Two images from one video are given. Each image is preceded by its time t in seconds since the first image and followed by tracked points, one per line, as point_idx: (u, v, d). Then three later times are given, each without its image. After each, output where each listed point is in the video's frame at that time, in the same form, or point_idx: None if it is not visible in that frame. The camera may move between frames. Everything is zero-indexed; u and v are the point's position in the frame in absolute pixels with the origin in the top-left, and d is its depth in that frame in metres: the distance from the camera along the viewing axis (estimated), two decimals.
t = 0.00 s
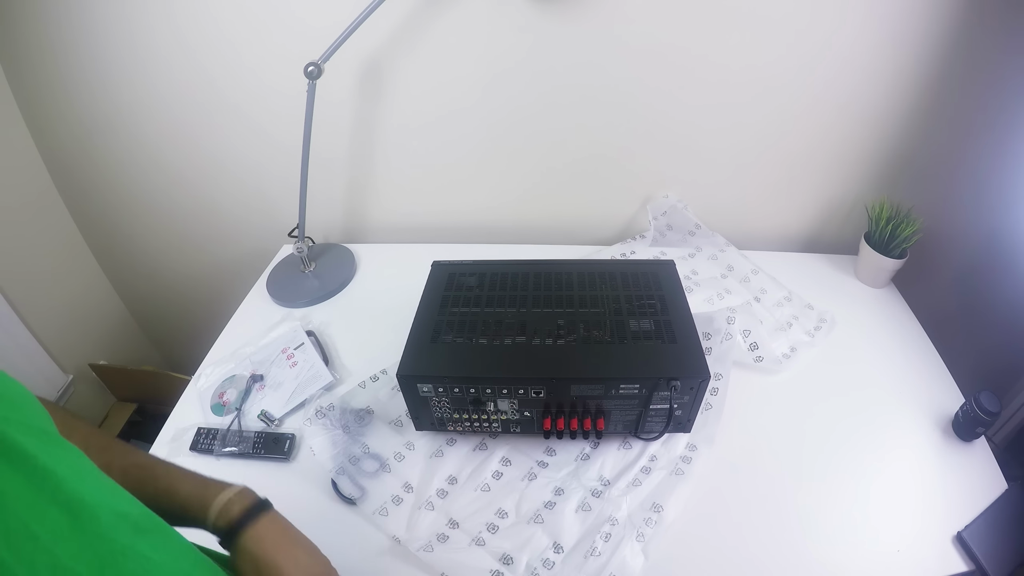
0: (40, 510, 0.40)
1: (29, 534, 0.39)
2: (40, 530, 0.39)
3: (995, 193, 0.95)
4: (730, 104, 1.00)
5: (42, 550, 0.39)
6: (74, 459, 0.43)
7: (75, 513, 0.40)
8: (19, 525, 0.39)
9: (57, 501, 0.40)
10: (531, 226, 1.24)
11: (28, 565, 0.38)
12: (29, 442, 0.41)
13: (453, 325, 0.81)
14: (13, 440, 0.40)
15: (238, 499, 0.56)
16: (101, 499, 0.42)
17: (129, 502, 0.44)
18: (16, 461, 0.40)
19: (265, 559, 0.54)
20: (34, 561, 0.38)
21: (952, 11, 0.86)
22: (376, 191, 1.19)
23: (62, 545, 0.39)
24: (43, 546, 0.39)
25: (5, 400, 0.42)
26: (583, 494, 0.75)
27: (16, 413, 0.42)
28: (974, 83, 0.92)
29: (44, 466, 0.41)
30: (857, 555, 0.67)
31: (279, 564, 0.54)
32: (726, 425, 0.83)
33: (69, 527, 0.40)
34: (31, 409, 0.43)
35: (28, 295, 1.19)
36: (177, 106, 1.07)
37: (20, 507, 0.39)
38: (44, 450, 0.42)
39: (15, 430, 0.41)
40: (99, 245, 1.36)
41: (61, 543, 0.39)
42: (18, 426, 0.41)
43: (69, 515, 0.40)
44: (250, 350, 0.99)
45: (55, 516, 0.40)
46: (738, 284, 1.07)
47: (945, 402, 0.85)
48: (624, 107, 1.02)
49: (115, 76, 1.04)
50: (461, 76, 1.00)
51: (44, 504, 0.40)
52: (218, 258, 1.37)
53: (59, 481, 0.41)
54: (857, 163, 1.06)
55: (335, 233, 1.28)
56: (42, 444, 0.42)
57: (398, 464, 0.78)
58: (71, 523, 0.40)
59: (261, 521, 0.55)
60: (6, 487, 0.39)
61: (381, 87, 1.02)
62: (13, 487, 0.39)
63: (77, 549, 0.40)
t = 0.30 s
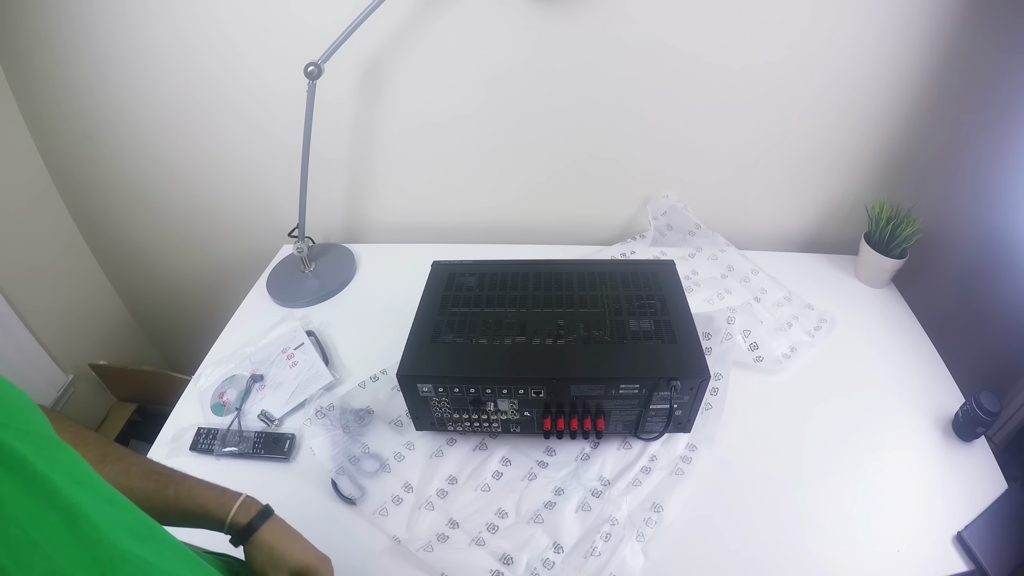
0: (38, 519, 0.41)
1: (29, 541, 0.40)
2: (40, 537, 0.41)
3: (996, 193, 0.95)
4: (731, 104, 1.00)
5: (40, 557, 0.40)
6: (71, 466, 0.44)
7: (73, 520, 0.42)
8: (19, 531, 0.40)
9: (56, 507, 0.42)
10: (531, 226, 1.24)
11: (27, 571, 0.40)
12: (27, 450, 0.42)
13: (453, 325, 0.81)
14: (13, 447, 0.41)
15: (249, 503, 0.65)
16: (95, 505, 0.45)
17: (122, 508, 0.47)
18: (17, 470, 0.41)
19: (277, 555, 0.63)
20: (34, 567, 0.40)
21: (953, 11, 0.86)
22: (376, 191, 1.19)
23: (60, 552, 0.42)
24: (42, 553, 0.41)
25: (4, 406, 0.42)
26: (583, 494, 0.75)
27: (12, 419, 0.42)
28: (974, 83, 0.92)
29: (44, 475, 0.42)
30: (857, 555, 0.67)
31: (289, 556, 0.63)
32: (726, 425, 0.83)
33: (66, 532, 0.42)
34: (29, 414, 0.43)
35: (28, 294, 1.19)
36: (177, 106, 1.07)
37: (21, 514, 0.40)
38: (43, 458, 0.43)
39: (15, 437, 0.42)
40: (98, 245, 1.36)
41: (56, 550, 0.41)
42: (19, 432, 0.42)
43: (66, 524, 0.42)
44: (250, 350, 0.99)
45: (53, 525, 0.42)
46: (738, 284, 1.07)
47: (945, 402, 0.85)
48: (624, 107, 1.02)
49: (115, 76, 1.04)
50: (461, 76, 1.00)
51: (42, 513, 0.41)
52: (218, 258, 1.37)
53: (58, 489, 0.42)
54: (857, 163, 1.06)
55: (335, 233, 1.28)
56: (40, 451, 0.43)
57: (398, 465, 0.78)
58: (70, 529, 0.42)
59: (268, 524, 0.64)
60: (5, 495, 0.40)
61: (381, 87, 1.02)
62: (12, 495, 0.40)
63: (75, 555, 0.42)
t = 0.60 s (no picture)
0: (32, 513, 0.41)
1: (23, 534, 0.40)
2: (34, 530, 0.41)
3: (995, 193, 0.95)
4: (730, 104, 1.00)
5: (36, 550, 0.41)
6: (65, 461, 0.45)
7: (68, 513, 0.43)
8: (13, 525, 0.40)
9: (51, 502, 0.42)
10: (531, 226, 1.24)
11: (23, 562, 0.40)
12: (22, 446, 0.42)
13: (453, 325, 0.81)
14: (9, 443, 0.41)
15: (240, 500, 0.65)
16: (90, 500, 0.45)
17: (116, 503, 0.47)
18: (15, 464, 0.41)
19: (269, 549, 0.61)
20: (30, 560, 0.40)
21: (953, 11, 0.86)
22: (376, 191, 1.19)
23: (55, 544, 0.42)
24: (37, 545, 0.41)
25: None
26: (583, 494, 0.75)
27: (6, 415, 0.42)
28: (974, 84, 0.92)
29: (40, 470, 0.42)
30: (857, 555, 0.67)
31: (282, 551, 0.61)
32: (726, 425, 0.83)
33: (60, 526, 0.43)
34: (22, 409, 0.43)
35: (28, 294, 1.19)
36: (177, 106, 1.07)
37: (16, 508, 0.40)
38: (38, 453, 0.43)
39: (12, 434, 0.42)
40: (98, 246, 1.36)
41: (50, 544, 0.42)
42: (15, 427, 0.42)
43: (61, 517, 0.43)
44: (250, 350, 0.99)
45: (47, 518, 0.42)
46: (738, 284, 1.07)
47: (945, 402, 0.85)
48: (624, 108, 1.02)
49: (116, 76, 1.04)
50: (460, 76, 1.00)
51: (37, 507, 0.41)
52: (218, 258, 1.37)
53: (53, 484, 0.42)
54: (857, 163, 1.06)
55: (335, 233, 1.28)
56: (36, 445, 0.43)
57: (398, 465, 0.78)
58: (65, 522, 0.43)
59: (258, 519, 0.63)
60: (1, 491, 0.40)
61: (381, 87, 1.02)
62: (8, 490, 0.40)
63: (71, 548, 0.43)
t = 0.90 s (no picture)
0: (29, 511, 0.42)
1: (20, 532, 0.41)
2: (29, 528, 0.41)
3: (995, 193, 0.96)
4: (731, 104, 1.00)
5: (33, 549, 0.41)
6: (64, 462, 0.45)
7: (65, 512, 0.43)
8: (8, 523, 0.40)
9: (46, 500, 0.43)
10: (531, 226, 1.24)
11: (18, 561, 0.40)
12: (18, 445, 0.43)
13: (453, 325, 0.81)
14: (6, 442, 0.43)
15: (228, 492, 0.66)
16: (88, 500, 0.45)
17: (113, 504, 0.47)
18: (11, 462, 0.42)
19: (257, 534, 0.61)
20: (24, 558, 0.40)
21: (953, 11, 0.86)
22: (376, 191, 1.19)
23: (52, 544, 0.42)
24: (32, 544, 0.41)
25: None
26: (583, 494, 0.75)
27: (5, 417, 0.44)
28: (974, 83, 0.92)
29: (34, 467, 0.43)
30: (857, 556, 0.67)
31: (271, 537, 0.62)
32: (727, 425, 0.83)
33: (57, 526, 0.43)
34: (21, 411, 0.46)
35: (28, 294, 1.19)
36: (177, 105, 1.07)
37: (13, 506, 0.41)
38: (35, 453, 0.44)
39: (9, 434, 0.43)
40: (99, 245, 1.36)
41: (48, 543, 0.42)
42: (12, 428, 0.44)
43: (58, 516, 0.43)
44: (250, 350, 0.99)
45: (44, 517, 0.42)
46: (738, 284, 1.07)
47: (946, 402, 0.85)
48: (624, 107, 1.02)
49: (116, 76, 1.04)
50: (460, 75, 1.00)
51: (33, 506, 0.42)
52: (217, 258, 1.37)
53: (48, 481, 0.43)
54: (857, 163, 1.06)
55: (335, 233, 1.28)
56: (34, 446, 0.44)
57: (398, 464, 0.78)
58: (62, 522, 0.43)
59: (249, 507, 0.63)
60: None
61: (381, 87, 1.02)
62: (3, 488, 0.41)
63: (68, 548, 0.42)
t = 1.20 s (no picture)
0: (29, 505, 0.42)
1: (20, 525, 0.41)
2: (29, 521, 0.41)
3: (995, 194, 0.96)
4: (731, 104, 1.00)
5: (33, 541, 0.41)
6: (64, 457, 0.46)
7: (65, 506, 0.43)
8: (9, 516, 0.41)
9: (47, 493, 0.43)
10: (531, 226, 1.24)
11: (18, 552, 0.40)
12: (19, 440, 0.44)
13: (453, 325, 0.81)
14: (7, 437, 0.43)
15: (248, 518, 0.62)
16: (88, 495, 0.45)
17: (112, 499, 0.47)
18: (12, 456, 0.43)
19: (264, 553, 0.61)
20: (25, 549, 0.40)
21: (952, 12, 0.86)
22: (376, 191, 1.19)
23: (52, 537, 0.42)
24: (33, 536, 0.41)
25: None
26: (583, 494, 0.75)
27: (7, 412, 0.45)
28: (973, 84, 0.92)
29: (34, 461, 0.43)
30: (858, 556, 0.67)
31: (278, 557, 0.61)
32: (726, 425, 0.83)
33: (58, 519, 0.43)
34: (23, 405, 0.46)
35: (29, 295, 1.19)
36: (177, 105, 1.07)
37: (13, 500, 0.41)
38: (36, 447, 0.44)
39: (10, 429, 0.44)
40: (99, 246, 1.36)
41: (48, 537, 0.42)
42: (15, 421, 0.44)
43: (58, 510, 0.43)
44: (250, 350, 0.99)
45: (45, 511, 0.42)
46: (738, 284, 1.07)
47: (945, 402, 0.85)
48: (624, 107, 1.02)
49: (116, 76, 1.04)
50: (460, 75, 1.00)
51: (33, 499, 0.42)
52: (217, 258, 1.37)
53: (48, 476, 0.43)
54: (857, 163, 1.06)
55: (335, 233, 1.28)
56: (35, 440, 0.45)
57: (398, 464, 0.78)
58: (62, 516, 0.43)
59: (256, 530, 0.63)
60: None
61: (381, 87, 1.02)
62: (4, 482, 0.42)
63: (68, 541, 0.43)
